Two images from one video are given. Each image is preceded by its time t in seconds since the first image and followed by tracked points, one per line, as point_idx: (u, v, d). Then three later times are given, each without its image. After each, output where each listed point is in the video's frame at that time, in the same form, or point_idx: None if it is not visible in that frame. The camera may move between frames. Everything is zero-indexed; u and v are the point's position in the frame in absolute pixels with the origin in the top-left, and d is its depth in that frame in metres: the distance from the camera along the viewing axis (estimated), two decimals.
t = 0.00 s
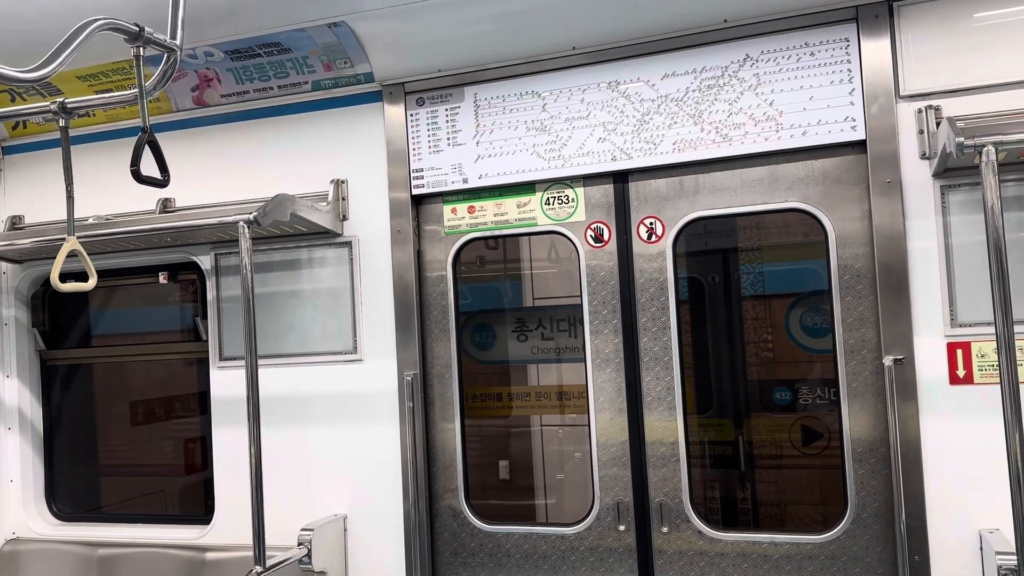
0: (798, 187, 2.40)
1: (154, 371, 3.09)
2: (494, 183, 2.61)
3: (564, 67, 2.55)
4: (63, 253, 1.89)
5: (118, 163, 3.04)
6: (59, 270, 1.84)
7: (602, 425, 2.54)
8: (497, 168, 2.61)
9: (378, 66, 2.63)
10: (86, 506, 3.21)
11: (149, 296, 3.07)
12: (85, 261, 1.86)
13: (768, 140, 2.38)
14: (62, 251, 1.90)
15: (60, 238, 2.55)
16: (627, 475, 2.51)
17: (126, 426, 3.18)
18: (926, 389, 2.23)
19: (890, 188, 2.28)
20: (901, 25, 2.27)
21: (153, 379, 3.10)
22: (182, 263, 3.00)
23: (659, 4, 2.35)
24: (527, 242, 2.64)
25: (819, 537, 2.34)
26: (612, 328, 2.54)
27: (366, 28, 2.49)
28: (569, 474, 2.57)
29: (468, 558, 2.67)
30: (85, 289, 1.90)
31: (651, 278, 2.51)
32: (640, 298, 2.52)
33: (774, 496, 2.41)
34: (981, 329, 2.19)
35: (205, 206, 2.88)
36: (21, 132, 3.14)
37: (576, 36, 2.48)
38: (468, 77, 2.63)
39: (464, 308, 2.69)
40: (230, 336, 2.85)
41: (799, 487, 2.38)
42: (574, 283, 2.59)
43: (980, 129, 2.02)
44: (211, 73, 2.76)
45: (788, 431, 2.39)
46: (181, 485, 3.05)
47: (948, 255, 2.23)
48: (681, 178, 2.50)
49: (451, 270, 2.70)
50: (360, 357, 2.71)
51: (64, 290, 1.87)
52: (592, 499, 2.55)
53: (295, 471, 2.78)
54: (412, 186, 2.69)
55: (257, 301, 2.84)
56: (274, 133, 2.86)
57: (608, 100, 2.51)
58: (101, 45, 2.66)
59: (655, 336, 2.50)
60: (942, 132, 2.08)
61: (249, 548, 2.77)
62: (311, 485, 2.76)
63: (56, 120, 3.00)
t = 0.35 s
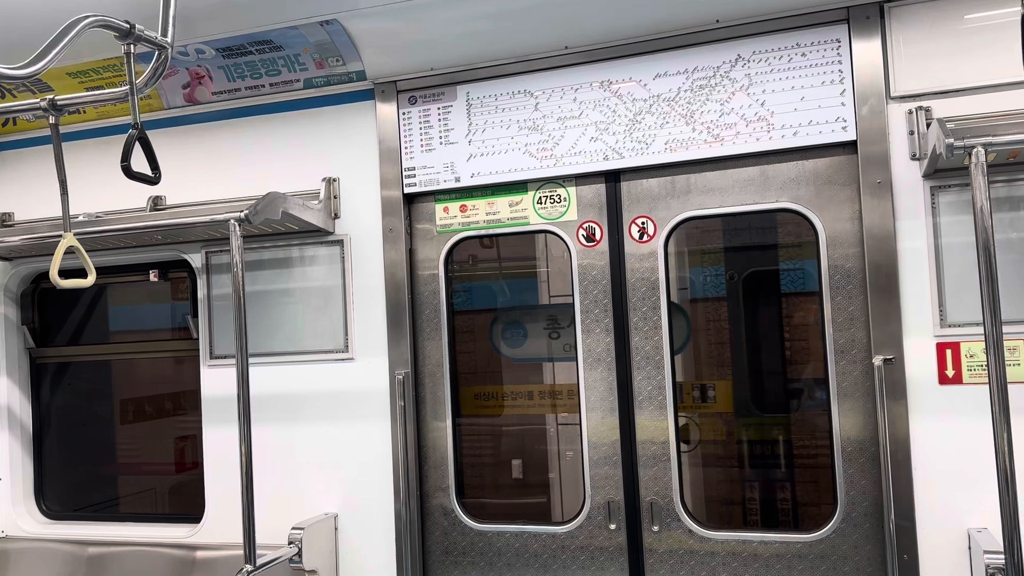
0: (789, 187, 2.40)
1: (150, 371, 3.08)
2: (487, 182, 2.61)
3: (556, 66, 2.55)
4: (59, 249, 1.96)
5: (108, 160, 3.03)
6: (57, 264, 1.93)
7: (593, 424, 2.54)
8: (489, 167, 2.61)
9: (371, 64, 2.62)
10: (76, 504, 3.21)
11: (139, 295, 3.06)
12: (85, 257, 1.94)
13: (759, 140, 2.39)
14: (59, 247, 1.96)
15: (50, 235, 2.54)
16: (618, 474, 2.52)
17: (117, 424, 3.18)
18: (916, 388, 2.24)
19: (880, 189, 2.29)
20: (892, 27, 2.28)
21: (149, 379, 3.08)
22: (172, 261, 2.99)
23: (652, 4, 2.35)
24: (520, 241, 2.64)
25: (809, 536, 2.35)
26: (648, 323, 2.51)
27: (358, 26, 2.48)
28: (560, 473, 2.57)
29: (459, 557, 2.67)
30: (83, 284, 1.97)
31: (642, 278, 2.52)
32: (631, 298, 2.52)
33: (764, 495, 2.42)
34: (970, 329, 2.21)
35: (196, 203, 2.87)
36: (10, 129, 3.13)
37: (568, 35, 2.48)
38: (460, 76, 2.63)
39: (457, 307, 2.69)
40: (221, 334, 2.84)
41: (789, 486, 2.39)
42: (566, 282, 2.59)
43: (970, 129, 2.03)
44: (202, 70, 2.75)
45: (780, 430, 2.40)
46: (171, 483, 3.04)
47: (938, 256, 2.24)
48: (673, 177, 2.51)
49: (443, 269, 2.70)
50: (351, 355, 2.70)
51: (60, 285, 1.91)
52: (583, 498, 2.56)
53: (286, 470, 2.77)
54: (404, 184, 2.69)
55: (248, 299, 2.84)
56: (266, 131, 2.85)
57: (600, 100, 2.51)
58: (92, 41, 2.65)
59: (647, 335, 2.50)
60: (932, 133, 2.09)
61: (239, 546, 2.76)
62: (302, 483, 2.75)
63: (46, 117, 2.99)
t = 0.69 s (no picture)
0: (783, 187, 2.41)
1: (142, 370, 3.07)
2: (482, 180, 2.61)
3: (551, 65, 2.55)
4: (51, 247, 1.92)
5: (101, 158, 3.02)
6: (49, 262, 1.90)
7: (588, 424, 2.54)
8: (484, 166, 2.61)
9: (366, 62, 2.62)
10: (69, 502, 3.21)
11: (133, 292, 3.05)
12: (77, 255, 1.92)
13: (754, 140, 2.39)
14: (51, 245, 1.93)
15: (42, 233, 2.53)
16: (612, 473, 2.52)
17: (112, 421, 3.19)
18: (909, 388, 2.25)
19: (874, 189, 2.29)
20: (886, 27, 2.29)
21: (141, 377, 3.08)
22: (165, 258, 2.98)
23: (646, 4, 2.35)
24: (514, 240, 2.64)
25: (801, 536, 2.36)
26: (695, 321, 2.47)
27: (353, 24, 2.48)
28: (554, 472, 2.57)
29: (452, 556, 2.67)
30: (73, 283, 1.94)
31: (636, 277, 2.52)
32: (626, 297, 2.53)
33: (758, 494, 2.42)
34: (963, 329, 2.21)
35: (189, 201, 2.87)
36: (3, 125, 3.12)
37: (563, 34, 2.48)
38: (455, 74, 2.63)
39: (451, 305, 2.69)
40: (215, 332, 2.83)
41: (784, 485, 2.39)
42: (561, 281, 2.59)
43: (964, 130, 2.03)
44: (196, 67, 2.75)
45: (773, 430, 2.40)
46: (164, 482, 3.05)
47: (931, 256, 2.24)
48: (667, 177, 2.51)
49: (437, 268, 2.69)
50: (345, 354, 2.70)
51: (50, 285, 1.87)
52: (576, 497, 2.56)
53: (280, 468, 2.77)
54: (399, 183, 2.69)
55: (242, 297, 2.83)
56: (261, 128, 2.84)
57: (595, 99, 2.51)
58: (85, 38, 2.64)
59: (641, 335, 2.51)
60: (926, 134, 2.09)
61: (232, 544, 2.76)
62: (296, 482, 2.75)
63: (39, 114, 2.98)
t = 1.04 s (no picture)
0: (777, 186, 2.41)
1: (136, 366, 3.11)
2: (476, 177, 2.60)
3: (546, 62, 2.55)
4: (41, 242, 1.91)
5: (94, 153, 3.00)
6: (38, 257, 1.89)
7: (581, 421, 2.54)
8: (478, 163, 2.60)
9: (360, 58, 2.61)
10: (64, 498, 3.20)
11: (127, 289, 3.06)
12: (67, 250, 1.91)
13: (748, 138, 2.39)
14: (41, 240, 1.91)
15: (34, 228, 2.51)
16: (605, 471, 2.52)
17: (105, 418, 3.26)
18: (902, 387, 2.25)
19: (868, 188, 2.29)
20: (881, 26, 2.29)
21: (136, 372, 3.12)
22: (158, 254, 2.97)
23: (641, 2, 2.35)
24: (509, 237, 2.64)
25: (793, 534, 2.36)
26: (777, 316, 2.40)
27: (348, 20, 2.47)
28: (549, 469, 2.57)
29: (445, 553, 2.67)
30: (64, 278, 1.93)
31: (630, 274, 2.52)
32: (620, 295, 2.53)
33: (753, 493, 2.42)
34: (956, 328, 2.22)
35: (182, 196, 2.85)
36: None
37: (558, 32, 2.47)
38: (450, 71, 2.63)
39: (446, 303, 2.69)
40: (208, 328, 2.82)
41: (777, 483, 2.40)
42: (555, 279, 2.59)
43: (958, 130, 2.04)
44: (190, 62, 2.73)
45: (779, 429, 2.39)
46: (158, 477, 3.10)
47: (925, 255, 2.25)
48: (661, 175, 2.51)
49: (432, 265, 2.69)
50: (339, 350, 2.69)
51: (39, 280, 1.87)
52: (569, 495, 2.56)
53: (273, 465, 2.77)
54: (393, 179, 2.68)
55: (235, 294, 2.83)
56: (254, 124, 2.84)
57: (590, 96, 2.51)
58: (78, 32, 2.62)
59: (634, 333, 2.51)
60: (920, 133, 2.09)
61: (224, 541, 2.75)
62: (290, 479, 2.74)
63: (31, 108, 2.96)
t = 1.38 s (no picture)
0: (771, 187, 2.42)
1: (128, 363, 3.06)
2: (471, 177, 2.60)
3: (542, 62, 2.55)
4: (40, 238, 1.92)
5: (88, 150, 3.00)
6: (37, 253, 1.89)
7: (575, 421, 2.54)
8: (473, 162, 2.60)
9: (355, 56, 2.61)
10: (53, 496, 3.18)
11: (119, 286, 3.03)
12: (64, 246, 1.91)
13: (743, 139, 2.39)
14: (40, 236, 1.92)
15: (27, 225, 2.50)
16: (599, 471, 2.52)
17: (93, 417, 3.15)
18: (894, 387, 2.26)
19: (862, 190, 2.30)
20: (875, 28, 2.30)
21: (127, 370, 3.06)
22: (151, 252, 2.96)
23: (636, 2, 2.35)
24: (503, 237, 2.64)
25: (786, 534, 2.37)
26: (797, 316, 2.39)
27: (343, 19, 2.46)
28: (542, 469, 2.57)
29: (438, 553, 2.67)
30: (64, 274, 1.93)
31: (624, 275, 2.52)
32: (614, 295, 2.53)
33: (745, 493, 2.42)
34: (949, 329, 2.22)
35: (176, 194, 2.85)
36: None
37: (554, 32, 2.47)
38: (445, 70, 2.63)
39: (440, 302, 2.69)
40: (201, 326, 2.82)
41: (770, 484, 2.40)
42: (549, 279, 2.59)
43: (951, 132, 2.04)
44: (184, 60, 2.72)
45: (776, 430, 2.40)
46: (148, 476, 3.02)
47: (918, 257, 2.25)
48: (656, 175, 2.51)
49: (426, 264, 2.69)
50: (332, 349, 2.69)
51: (40, 276, 1.87)
52: (563, 495, 2.56)
53: (266, 463, 2.76)
54: (388, 178, 2.68)
55: (229, 292, 2.82)
56: (249, 122, 2.83)
57: (586, 97, 2.51)
58: (72, 29, 2.61)
59: (628, 333, 2.51)
60: (913, 135, 2.10)
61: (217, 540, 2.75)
62: (283, 478, 2.74)
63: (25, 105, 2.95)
